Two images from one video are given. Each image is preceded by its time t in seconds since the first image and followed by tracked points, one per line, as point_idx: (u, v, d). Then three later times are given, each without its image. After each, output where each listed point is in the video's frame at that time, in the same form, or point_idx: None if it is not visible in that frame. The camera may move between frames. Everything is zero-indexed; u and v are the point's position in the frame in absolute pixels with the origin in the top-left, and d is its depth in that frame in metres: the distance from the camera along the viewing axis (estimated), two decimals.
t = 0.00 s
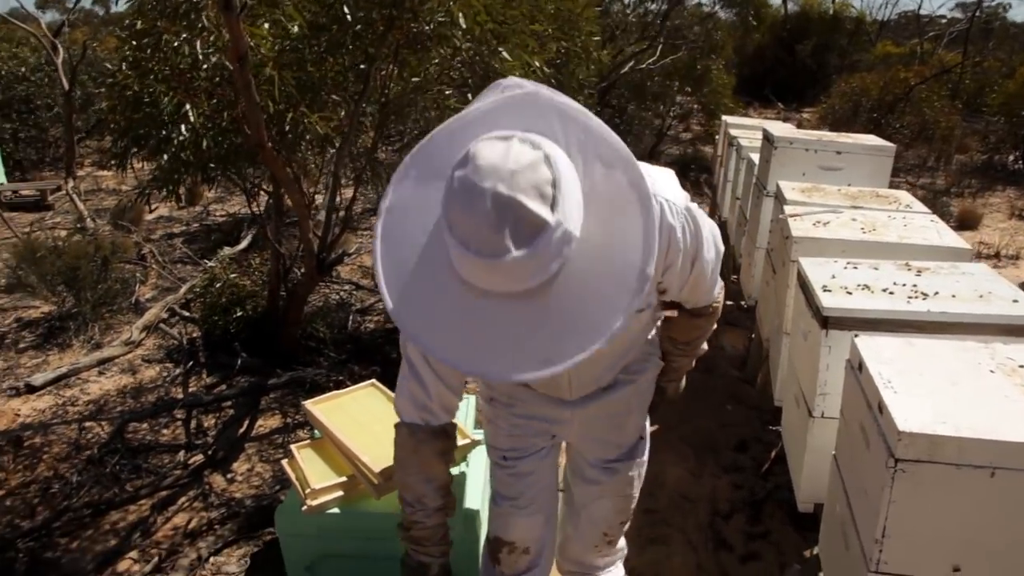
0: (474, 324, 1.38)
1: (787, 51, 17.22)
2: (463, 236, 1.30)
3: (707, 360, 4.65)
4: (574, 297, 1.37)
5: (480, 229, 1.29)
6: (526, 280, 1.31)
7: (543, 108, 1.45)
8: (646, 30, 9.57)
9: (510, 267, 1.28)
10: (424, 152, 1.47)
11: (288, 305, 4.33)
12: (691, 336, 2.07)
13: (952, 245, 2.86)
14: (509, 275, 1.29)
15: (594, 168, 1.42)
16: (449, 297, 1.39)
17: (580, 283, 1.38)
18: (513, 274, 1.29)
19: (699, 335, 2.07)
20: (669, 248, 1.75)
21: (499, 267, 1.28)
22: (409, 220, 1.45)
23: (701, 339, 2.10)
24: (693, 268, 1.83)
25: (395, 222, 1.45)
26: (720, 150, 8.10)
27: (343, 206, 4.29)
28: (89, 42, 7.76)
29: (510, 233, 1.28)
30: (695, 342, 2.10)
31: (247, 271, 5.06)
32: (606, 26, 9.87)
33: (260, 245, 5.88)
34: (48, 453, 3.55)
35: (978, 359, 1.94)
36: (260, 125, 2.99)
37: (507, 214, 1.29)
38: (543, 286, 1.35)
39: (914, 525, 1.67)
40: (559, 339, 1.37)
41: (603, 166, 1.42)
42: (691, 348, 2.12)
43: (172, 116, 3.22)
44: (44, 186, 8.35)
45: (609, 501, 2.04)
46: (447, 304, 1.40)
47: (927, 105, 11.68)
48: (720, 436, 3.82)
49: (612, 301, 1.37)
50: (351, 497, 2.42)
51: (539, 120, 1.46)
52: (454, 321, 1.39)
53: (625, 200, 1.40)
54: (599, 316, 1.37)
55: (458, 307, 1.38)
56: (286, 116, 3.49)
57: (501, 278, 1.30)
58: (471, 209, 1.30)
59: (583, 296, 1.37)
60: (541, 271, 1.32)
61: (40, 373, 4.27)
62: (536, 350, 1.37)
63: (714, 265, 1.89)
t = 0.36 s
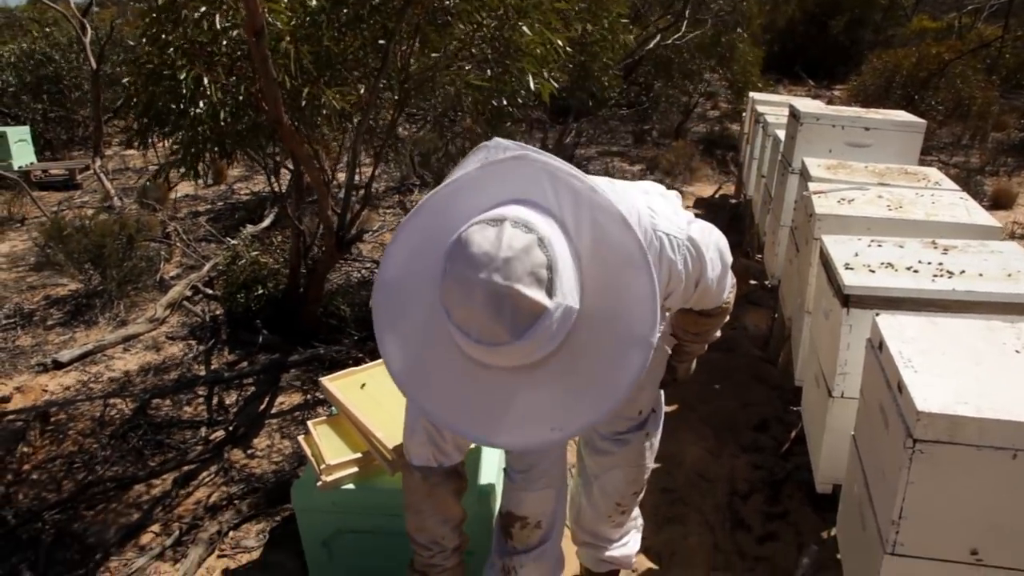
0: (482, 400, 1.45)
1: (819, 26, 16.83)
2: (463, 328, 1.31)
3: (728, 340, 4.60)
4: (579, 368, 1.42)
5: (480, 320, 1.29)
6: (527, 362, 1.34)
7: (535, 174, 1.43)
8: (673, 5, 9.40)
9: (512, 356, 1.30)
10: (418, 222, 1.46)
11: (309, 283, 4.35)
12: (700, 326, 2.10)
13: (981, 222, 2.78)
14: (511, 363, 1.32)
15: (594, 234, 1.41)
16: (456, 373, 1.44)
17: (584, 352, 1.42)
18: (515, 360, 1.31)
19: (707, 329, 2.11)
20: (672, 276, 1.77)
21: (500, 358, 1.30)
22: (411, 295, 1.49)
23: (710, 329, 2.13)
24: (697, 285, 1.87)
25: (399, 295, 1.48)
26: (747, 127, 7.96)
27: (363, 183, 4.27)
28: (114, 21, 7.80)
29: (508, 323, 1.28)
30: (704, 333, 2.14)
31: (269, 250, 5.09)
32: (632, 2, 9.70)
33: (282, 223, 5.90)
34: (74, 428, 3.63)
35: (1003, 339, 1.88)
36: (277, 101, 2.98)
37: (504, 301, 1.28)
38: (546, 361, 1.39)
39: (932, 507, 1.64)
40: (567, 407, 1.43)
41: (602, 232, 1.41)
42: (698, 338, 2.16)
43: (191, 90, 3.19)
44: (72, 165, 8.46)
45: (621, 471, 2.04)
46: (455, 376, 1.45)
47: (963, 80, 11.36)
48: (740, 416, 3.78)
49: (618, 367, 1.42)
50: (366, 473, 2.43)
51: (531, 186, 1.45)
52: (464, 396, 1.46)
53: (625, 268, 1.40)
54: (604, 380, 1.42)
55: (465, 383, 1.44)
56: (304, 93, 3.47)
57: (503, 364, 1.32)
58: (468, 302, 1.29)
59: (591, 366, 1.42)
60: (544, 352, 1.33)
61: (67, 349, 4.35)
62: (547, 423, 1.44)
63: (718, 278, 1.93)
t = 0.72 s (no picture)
0: (459, 234, 1.24)
1: None
2: (450, 132, 1.21)
3: (741, 315, 4.57)
4: (574, 209, 1.23)
5: (469, 127, 1.20)
6: (513, 182, 1.20)
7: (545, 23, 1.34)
8: None
9: (495, 163, 1.17)
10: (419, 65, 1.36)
11: (320, 256, 4.34)
12: (701, 305, 1.92)
13: (1000, 195, 2.73)
14: (493, 174, 1.18)
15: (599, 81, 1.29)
16: (435, 205, 1.26)
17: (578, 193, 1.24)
18: (498, 174, 1.18)
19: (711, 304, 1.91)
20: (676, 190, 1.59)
21: (482, 165, 1.17)
22: (395, 133, 1.33)
23: (713, 312, 1.94)
24: (703, 215, 1.67)
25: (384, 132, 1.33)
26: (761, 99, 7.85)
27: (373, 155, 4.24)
28: None
29: (499, 132, 1.19)
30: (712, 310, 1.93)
31: (279, 223, 5.08)
32: None
33: (293, 196, 5.89)
34: (88, 401, 3.66)
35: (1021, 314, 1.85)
36: (286, 72, 2.95)
37: (498, 109, 1.20)
38: (537, 195, 1.22)
39: (947, 483, 1.62)
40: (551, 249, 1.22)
41: (611, 79, 1.29)
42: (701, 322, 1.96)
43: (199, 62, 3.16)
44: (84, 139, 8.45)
45: (623, 465, 1.97)
46: (433, 210, 1.27)
47: (982, 51, 11.16)
48: (753, 391, 3.76)
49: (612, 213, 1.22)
50: (376, 447, 2.43)
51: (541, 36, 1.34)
52: (438, 228, 1.26)
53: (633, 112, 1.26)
54: (597, 228, 1.22)
55: (442, 214, 1.26)
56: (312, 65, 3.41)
57: (486, 176, 1.19)
58: (459, 107, 1.21)
59: (583, 206, 1.23)
60: (533, 176, 1.20)
61: (80, 323, 4.38)
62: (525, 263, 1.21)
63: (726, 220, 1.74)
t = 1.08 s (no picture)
0: (492, 120, 1.29)
1: (832, 25, 16.76)
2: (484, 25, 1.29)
3: (740, 343, 4.58)
4: (598, 97, 1.29)
5: (502, 16, 1.30)
6: (546, 65, 1.26)
7: None
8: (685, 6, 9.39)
9: (531, 40, 1.24)
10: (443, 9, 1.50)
11: (321, 289, 4.38)
12: (682, 306, 1.77)
13: (992, 222, 2.76)
14: (529, 52, 1.24)
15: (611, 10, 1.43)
16: (465, 100, 1.32)
17: (603, 83, 1.30)
18: (532, 55, 1.25)
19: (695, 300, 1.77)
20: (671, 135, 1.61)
21: (518, 42, 1.24)
22: (427, 47, 1.44)
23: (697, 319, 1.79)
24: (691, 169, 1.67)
25: (411, 54, 1.43)
26: (759, 127, 7.94)
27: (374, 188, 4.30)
28: (131, 29, 7.89)
29: (530, 20, 1.28)
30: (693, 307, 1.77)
31: (282, 255, 5.12)
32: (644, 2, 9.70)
33: (296, 228, 5.94)
34: (90, 434, 3.67)
35: (1011, 340, 1.87)
36: (288, 110, 3.00)
37: (528, 5, 1.30)
38: (564, 83, 1.30)
39: (941, 510, 1.63)
40: (584, 126, 1.26)
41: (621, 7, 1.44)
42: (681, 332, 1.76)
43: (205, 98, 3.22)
44: (90, 172, 8.56)
45: (622, 507, 1.94)
46: (463, 105, 1.32)
47: (977, 78, 11.29)
48: (752, 420, 3.76)
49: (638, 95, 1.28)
50: (376, 479, 2.44)
51: None
52: (470, 116, 1.30)
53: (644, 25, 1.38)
54: (619, 111, 1.26)
55: (472, 109, 1.31)
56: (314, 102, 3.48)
57: (520, 57, 1.25)
58: (492, 9, 1.31)
59: (610, 91, 1.29)
60: (563, 62, 1.28)
61: (83, 355, 4.41)
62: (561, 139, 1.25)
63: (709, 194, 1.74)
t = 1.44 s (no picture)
0: (532, 106, 1.47)
1: (802, 51, 17.12)
2: (527, 23, 1.46)
3: (717, 364, 4.62)
4: (620, 88, 1.49)
5: (542, 15, 1.48)
6: (580, 59, 1.46)
7: None
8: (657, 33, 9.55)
9: (571, 36, 1.42)
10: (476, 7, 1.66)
11: (297, 315, 4.36)
12: (683, 313, 1.86)
13: (955, 241, 2.83)
14: (569, 46, 1.43)
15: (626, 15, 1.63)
16: (507, 86, 1.50)
17: (625, 77, 1.50)
18: (570, 49, 1.44)
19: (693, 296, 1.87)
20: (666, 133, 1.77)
21: (559, 37, 1.42)
22: (464, 39, 1.60)
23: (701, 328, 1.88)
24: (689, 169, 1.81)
25: (455, 45, 1.59)
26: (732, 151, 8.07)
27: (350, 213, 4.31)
28: (106, 58, 7.87)
29: (569, 20, 1.46)
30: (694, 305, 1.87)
31: (257, 281, 5.10)
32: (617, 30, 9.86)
33: (272, 255, 5.92)
34: (60, 467, 3.61)
35: (973, 356, 1.92)
36: (263, 138, 3.02)
37: (566, 8, 1.48)
38: (593, 75, 1.50)
39: (908, 523, 1.65)
40: (612, 112, 1.46)
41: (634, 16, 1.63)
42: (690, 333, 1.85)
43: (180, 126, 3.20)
44: (63, 201, 8.48)
45: (614, 516, 1.99)
46: (506, 92, 1.50)
47: (942, 101, 11.58)
48: (728, 440, 3.79)
49: (656, 88, 1.48)
50: (351, 506, 2.42)
51: None
52: (514, 101, 1.48)
53: (655, 29, 1.58)
54: (640, 100, 1.47)
55: (513, 94, 1.49)
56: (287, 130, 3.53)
57: (561, 51, 1.43)
58: (533, 8, 1.49)
59: (631, 83, 1.49)
60: (593, 58, 1.48)
61: (54, 386, 4.34)
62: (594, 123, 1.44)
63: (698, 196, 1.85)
